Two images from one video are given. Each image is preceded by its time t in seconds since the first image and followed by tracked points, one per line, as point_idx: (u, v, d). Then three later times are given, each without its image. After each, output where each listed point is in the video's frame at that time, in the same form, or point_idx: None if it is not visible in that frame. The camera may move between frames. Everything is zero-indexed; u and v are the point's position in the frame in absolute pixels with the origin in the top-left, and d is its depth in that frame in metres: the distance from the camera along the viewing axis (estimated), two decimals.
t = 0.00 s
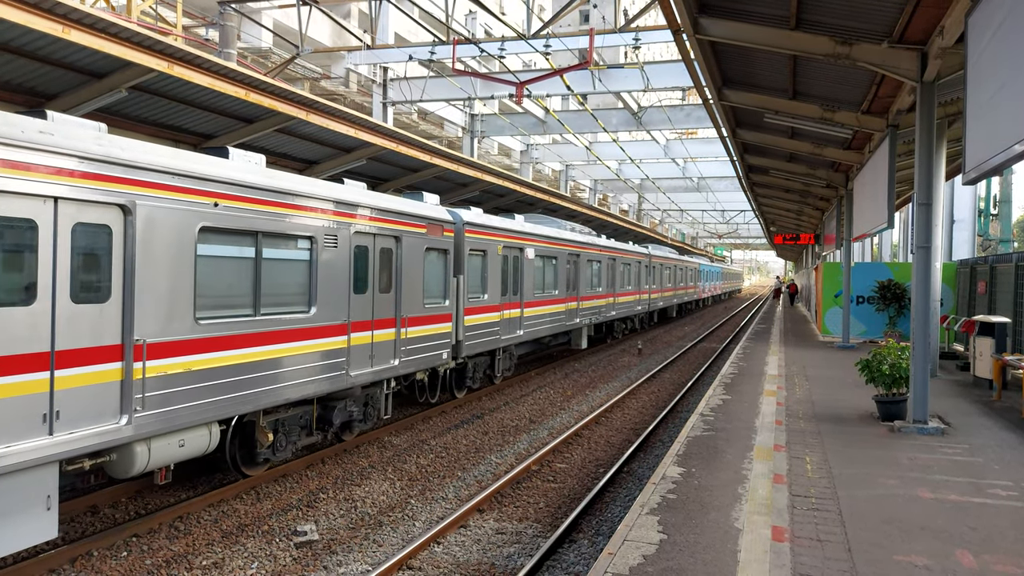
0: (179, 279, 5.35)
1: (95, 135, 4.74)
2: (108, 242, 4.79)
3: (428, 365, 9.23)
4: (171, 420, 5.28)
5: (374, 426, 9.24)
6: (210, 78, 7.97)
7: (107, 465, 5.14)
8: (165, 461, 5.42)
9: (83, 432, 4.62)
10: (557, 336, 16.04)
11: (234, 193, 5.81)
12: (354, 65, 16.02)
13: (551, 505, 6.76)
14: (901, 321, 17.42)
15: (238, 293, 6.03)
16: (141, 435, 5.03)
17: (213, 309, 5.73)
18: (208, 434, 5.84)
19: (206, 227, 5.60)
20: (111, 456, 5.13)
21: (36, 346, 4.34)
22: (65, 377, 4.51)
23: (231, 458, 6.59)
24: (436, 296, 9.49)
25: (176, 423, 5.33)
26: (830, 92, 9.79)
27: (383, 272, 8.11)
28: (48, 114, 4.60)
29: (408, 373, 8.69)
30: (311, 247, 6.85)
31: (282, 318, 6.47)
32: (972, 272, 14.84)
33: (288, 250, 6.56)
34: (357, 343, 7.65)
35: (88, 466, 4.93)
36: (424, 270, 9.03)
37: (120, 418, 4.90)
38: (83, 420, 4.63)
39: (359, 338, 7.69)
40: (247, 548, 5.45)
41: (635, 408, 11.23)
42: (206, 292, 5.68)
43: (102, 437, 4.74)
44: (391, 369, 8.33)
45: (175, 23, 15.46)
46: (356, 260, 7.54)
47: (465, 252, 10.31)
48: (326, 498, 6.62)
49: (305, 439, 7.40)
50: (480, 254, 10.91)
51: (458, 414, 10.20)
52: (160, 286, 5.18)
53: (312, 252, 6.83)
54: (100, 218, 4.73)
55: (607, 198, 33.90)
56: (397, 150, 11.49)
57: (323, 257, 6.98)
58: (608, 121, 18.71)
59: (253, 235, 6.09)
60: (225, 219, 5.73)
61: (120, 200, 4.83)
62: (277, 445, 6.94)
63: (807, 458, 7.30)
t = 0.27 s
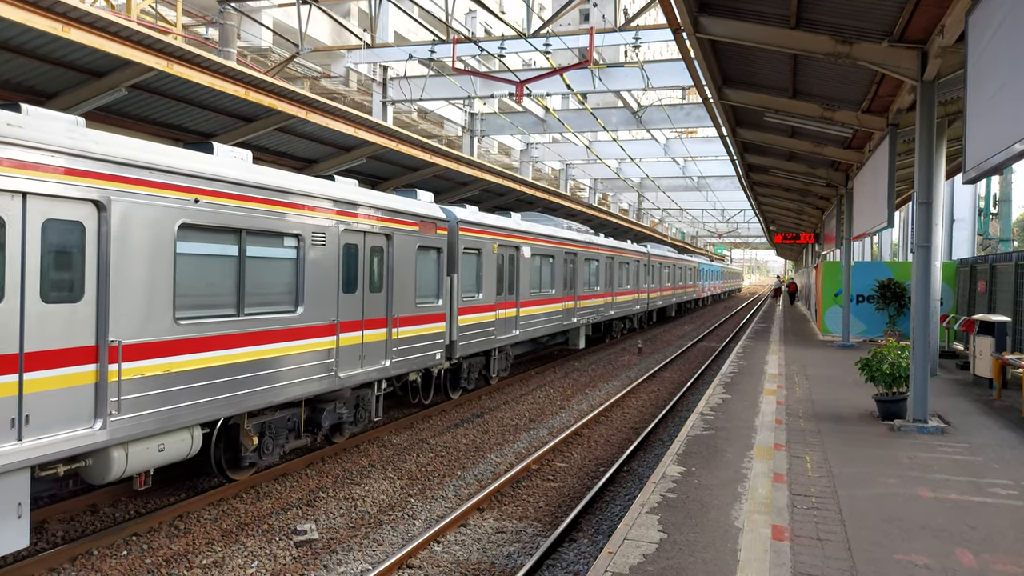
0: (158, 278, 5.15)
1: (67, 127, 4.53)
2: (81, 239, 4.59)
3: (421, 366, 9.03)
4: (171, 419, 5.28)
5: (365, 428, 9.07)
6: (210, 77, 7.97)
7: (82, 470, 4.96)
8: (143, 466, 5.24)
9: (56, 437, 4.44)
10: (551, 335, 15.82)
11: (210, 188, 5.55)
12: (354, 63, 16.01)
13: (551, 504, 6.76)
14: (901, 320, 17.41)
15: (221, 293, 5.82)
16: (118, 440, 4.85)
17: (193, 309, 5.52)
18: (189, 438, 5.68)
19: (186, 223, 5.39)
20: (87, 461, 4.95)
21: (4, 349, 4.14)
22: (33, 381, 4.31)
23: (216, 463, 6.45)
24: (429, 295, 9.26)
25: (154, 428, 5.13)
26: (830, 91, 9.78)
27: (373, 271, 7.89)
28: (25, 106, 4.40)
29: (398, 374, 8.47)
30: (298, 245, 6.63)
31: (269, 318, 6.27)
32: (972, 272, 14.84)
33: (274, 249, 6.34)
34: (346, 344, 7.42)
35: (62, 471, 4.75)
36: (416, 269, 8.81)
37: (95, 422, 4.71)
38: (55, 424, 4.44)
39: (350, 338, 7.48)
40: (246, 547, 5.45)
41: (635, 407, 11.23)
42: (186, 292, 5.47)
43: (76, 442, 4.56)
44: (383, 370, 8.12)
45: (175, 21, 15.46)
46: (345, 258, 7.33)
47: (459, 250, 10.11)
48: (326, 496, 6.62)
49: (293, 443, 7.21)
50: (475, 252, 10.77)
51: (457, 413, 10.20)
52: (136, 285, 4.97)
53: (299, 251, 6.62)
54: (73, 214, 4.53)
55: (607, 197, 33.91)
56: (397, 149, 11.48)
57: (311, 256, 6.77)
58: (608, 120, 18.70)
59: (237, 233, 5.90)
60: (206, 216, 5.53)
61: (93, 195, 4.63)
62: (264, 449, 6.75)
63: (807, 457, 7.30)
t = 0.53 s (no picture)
0: (137, 275, 4.97)
1: (40, 120, 4.36)
2: (55, 235, 4.42)
3: (414, 366, 8.88)
4: (170, 416, 5.27)
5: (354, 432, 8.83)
6: (209, 75, 7.97)
7: (59, 474, 4.79)
8: (123, 471, 5.06)
9: (28, 441, 4.26)
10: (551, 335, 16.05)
11: (183, 181, 5.30)
12: (354, 62, 16.00)
13: (550, 503, 6.75)
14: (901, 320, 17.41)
15: (204, 291, 5.63)
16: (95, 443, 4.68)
17: (174, 307, 5.34)
18: (172, 441, 5.50)
19: (166, 219, 5.21)
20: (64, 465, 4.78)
21: None
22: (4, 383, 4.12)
23: (202, 466, 6.26)
24: (421, 294, 9.10)
25: (133, 430, 4.96)
26: (830, 90, 9.78)
27: (363, 270, 7.68)
28: None
29: (390, 374, 8.29)
30: (286, 243, 6.46)
31: (254, 317, 6.07)
32: (972, 271, 14.84)
33: (259, 246, 6.16)
34: (335, 344, 7.22)
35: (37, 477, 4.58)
36: (408, 268, 8.64)
37: (70, 425, 4.53)
38: (30, 427, 4.27)
39: (341, 337, 7.30)
40: (246, 545, 5.45)
41: (635, 406, 11.23)
42: (167, 290, 5.29)
43: (50, 446, 4.39)
44: (374, 370, 7.95)
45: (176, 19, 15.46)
46: (336, 257, 7.16)
47: (454, 248, 10.03)
48: (326, 495, 6.62)
49: (282, 445, 7.04)
50: (471, 251, 10.68)
51: (457, 412, 10.20)
52: (114, 283, 4.79)
53: (287, 249, 6.44)
54: (48, 209, 4.37)
55: (607, 196, 33.91)
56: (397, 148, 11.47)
57: (299, 253, 6.59)
58: (608, 119, 18.69)
59: (221, 229, 5.72)
60: (188, 212, 5.35)
61: (67, 189, 4.45)
62: (251, 451, 6.57)
63: (806, 456, 7.30)
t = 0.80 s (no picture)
0: (117, 275, 4.83)
1: (17, 114, 4.23)
2: (32, 234, 4.30)
3: (408, 367, 8.81)
4: (173, 415, 5.31)
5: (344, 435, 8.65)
6: (208, 74, 7.96)
7: (39, 479, 4.67)
8: (105, 475, 4.93)
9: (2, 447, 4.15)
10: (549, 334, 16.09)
11: (186, 181, 5.33)
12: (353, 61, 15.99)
13: (550, 502, 6.76)
14: (900, 318, 17.41)
15: (187, 290, 5.50)
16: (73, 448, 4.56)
17: (157, 308, 5.21)
18: (156, 444, 5.35)
19: (148, 218, 5.08)
20: (44, 469, 4.66)
21: None
22: None
23: (188, 469, 6.14)
24: (415, 294, 9.02)
25: (113, 435, 4.83)
26: (830, 89, 9.77)
27: (354, 269, 7.56)
28: None
29: (383, 375, 8.19)
30: (275, 241, 6.33)
31: (241, 318, 5.95)
32: (971, 269, 14.85)
33: (247, 245, 6.03)
34: (324, 345, 7.10)
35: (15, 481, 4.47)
36: (401, 265, 8.53)
37: (48, 429, 4.42)
38: (4, 433, 4.16)
39: (332, 338, 7.20)
40: (246, 544, 5.45)
41: (635, 405, 11.24)
42: (150, 290, 5.16)
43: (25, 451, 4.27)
44: (366, 371, 7.84)
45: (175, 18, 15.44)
46: (326, 255, 7.03)
47: (448, 247, 9.99)
48: (325, 494, 6.61)
49: (272, 447, 6.94)
50: (466, 250, 10.67)
51: (457, 411, 10.20)
52: (94, 283, 4.67)
53: (275, 247, 6.32)
54: (23, 207, 4.24)
55: (606, 195, 33.92)
56: (396, 147, 11.46)
57: (288, 252, 6.46)
58: (607, 118, 18.69)
59: (205, 227, 5.59)
60: (171, 209, 5.23)
61: (43, 186, 4.31)
62: (240, 454, 6.48)
63: (806, 455, 7.29)
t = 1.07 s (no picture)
0: (100, 274, 4.71)
1: None
2: (10, 233, 4.19)
3: (404, 367, 8.77)
4: (174, 415, 5.32)
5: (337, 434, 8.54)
6: (208, 74, 7.95)
7: (20, 484, 4.55)
8: (88, 480, 4.82)
9: None
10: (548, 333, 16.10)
11: (190, 181, 5.37)
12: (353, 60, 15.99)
13: (551, 500, 6.76)
14: (900, 317, 17.40)
15: (174, 290, 5.39)
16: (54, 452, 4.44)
17: (142, 308, 5.09)
18: (143, 448, 5.22)
19: (132, 215, 4.96)
20: (25, 473, 4.55)
21: None
22: None
23: (177, 472, 5.96)
24: (410, 292, 8.98)
25: (96, 438, 4.70)
26: (830, 87, 9.77)
27: (348, 268, 7.50)
28: None
29: (377, 376, 8.14)
30: (264, 240, 6.24)
31: (230, 317, 5.84)
32: (972, 268, 14.85)
33: (235, 241, 5.93)
34: (317, 346, 6.99)
35: None
36: (396, 263, 8.47)
37: (28, 433, 4.31)
38: None
39: (325, 338, 7.13)
40: (247, 543, 5.45)
41: (635, 404, 11.23)
42: (134, 289, 5.04)
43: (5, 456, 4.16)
44: (360, 371, 7.76)
45: (175, 17, 15.44)
46: (317, 254, 6.94)
47: (444, 245, 9.97)
48: (326, 493, 6.61)
49: (264, 449, 6.80)
50: (462, 248, 10.66)
51: (457, 410, 10.21)
52: (77, 281, 4.55)
53: (266, 246, 6.23)
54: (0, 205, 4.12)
55: (607, 194, 33.93)
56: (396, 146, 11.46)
57: (278, 251, 6.36)
58: (607, 117, 18.70)
59: (194, 225, 5.50)
60: (157, 206, 5.11)
61: (20, 182, 4.19)
62: (229, 457, 6.28)
63: (807, 454, 7.29)
